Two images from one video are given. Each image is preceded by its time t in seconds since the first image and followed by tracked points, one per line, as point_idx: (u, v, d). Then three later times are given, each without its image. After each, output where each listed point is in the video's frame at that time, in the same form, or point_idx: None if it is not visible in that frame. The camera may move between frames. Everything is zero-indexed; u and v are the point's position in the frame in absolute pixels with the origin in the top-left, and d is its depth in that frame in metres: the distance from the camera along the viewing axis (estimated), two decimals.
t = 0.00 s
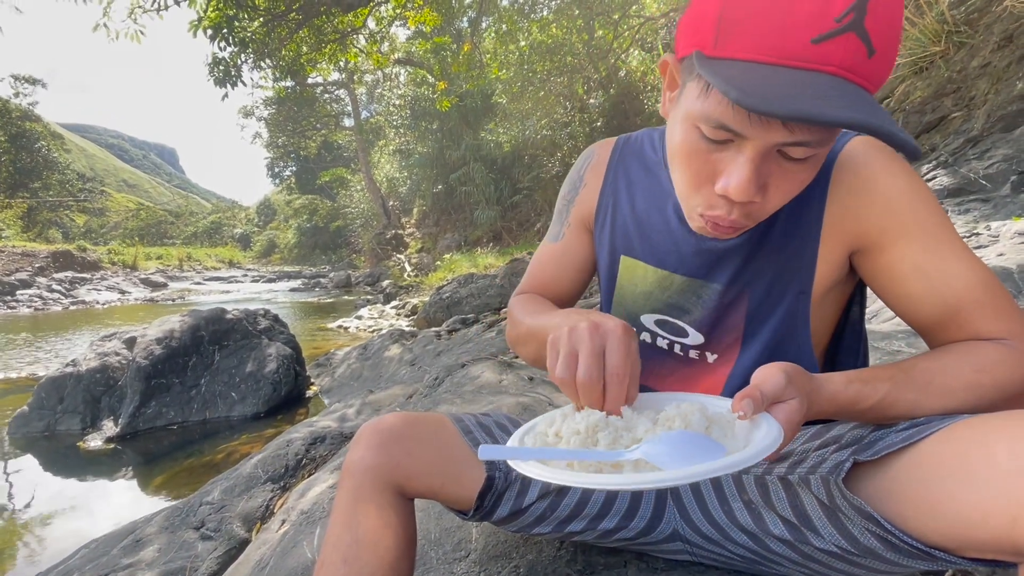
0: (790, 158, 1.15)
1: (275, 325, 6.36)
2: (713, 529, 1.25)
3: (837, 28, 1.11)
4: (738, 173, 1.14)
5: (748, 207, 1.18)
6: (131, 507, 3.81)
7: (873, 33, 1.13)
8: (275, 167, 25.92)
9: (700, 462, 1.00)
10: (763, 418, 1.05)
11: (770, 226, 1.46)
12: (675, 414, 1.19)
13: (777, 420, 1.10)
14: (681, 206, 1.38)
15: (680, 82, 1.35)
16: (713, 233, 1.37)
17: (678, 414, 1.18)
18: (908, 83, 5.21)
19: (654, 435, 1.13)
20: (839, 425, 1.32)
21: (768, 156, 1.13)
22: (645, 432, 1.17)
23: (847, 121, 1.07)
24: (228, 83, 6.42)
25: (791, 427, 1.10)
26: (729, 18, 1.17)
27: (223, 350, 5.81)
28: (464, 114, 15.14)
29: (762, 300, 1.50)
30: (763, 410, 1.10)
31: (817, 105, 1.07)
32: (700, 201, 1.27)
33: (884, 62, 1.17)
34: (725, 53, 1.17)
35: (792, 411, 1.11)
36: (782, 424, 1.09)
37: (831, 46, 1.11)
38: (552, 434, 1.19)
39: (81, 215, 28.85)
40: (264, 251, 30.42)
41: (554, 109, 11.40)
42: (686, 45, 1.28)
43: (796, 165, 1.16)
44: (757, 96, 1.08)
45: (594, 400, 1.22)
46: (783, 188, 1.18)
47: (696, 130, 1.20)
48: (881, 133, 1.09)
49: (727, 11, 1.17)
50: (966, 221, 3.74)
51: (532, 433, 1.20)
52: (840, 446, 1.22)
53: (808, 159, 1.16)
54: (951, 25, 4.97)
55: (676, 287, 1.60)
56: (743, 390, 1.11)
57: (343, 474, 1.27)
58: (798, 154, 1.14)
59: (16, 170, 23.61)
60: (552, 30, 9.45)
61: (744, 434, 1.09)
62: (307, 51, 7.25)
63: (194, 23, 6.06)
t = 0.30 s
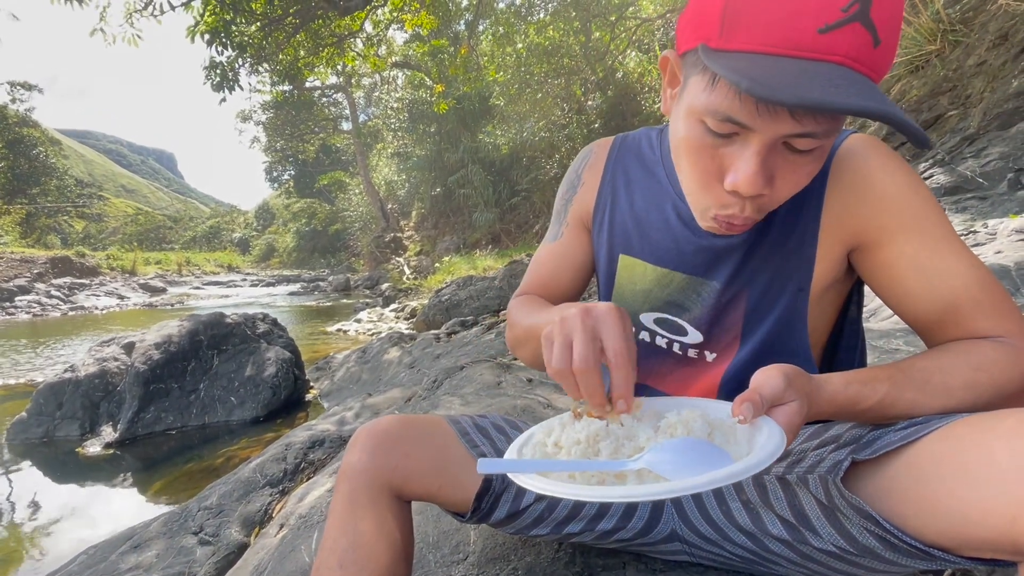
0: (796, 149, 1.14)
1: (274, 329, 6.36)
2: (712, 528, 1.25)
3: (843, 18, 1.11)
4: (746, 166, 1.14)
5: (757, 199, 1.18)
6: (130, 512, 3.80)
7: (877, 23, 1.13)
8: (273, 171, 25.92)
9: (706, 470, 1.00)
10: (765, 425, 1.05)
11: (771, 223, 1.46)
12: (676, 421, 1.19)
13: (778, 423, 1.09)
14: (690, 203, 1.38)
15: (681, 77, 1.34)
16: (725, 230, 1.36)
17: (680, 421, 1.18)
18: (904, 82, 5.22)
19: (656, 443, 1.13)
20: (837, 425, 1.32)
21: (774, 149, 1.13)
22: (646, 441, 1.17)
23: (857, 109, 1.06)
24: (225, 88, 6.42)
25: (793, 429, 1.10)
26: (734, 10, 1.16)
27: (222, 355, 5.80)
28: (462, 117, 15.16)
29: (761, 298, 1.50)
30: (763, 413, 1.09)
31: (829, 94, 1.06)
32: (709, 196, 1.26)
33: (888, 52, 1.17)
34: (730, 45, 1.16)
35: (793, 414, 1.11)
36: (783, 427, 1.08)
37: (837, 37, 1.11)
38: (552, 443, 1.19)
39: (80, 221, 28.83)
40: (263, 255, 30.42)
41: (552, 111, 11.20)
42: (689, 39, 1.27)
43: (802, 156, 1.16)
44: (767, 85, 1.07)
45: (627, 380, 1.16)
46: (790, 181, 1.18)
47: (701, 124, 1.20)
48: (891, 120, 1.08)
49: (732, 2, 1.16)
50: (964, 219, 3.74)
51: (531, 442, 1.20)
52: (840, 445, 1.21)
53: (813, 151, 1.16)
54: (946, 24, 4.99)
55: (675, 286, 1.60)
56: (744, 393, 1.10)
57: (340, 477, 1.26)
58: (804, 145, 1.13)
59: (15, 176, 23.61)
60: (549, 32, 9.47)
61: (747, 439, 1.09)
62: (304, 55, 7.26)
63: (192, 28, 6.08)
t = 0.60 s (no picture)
0: (795, 153, 1.14)
1: (272, 335, 6.35)
2: (715, 534, 1.23)
3: (841, 21, 1.11)
4: (745, 170, 1.13)
5: (755, 203, 1.17)
6: (129, 520, 3.78)
7: (876, 26, 1.13)
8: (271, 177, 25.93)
9: (714, 490, 0.99)
10: (771, 437, 1.04)
11: (770, 225, 1.45)
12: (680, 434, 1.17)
13: (782, 434, 1.08)
14: (686, 207, 1.37)
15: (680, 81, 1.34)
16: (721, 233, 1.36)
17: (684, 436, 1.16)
18: (900, 82, 5.23)
19: (661, 462, 1.11)
20: (840, 429, 1.31)
21: (773, 153, 1.12)
22: (651, 458, 1.15)
23: (857, 112, 1.06)
24: (223, 94, 6.44)
25: (796, 439, 1.09)
26: (732, 13, 1.15)
27: (221, 360, 5.79)
28: (460, 121, 15.19)
29: (761, 301, 1.49)
30: (767, 424, 1.08)
31: (829, 98, 1.06)
32: (706, 199, 1.26)
33: (885, 55, 1.17)
34: (728, 49, 1.16)
35: (796, 423, 1.10)
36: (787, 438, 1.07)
37: (837, 40, 1.10)
38: (554, 462, 1.16)
39: (78, 227, 28.82)
40: (262, 261, 30.40)
41: (549, 113, 11.32)
42: (687, 43, 1.27)
43: (800, 159, 1.16)
44: (767, 89, 1.07)
45: (666, 396, 1.19)
46: (789, 185, 1.18)
47: (700, 128, 1.19)
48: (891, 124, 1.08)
49: (730, 5, 1.15)
50: (962, 219, 3.74)
51: (533, 462, 1.17)
52: (843, 449, 1.21)
53: (812, 155, 1.16)
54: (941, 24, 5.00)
55: (675, 289, 1.59)
56: (748, 403, 1.09)
57: (339, 484, 1.25)
58: (803, 149, 1.13)
59: (13, 183, 23.62)
60: (546, 35, 9.58)
61: (753, 454, 1.07)
62: (302, 61, 7.27)
63: (190, 35, 6.13)
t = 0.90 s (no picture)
0: (793, 172, 1.15)
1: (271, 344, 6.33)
2: (716, 548, 1.23)
3: (839, 44, 1.12)
4: (743, 190, 1.14)
5: (753, 223, 1.18)
6: (128, 532, 3.76)
7: (873, 48, 1.14)
8: (270, 185, 25.97)
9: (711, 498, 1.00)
10: (768, 451, 1.04)
11: (767, 240, 1.46)
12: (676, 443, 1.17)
13: (780, 449, 1.09)
14: (682, 223, 1.38)
15: (677, 100, 1.35)
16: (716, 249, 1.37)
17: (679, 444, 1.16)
18: (896, 89, 5.25)
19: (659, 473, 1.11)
20: (841, 443, 1.32)
21: (771, 172, 1.13)
22: (648, 470, 1.15)
23: (857, 136, 1.07)
24: (221, 104, 6.44)
25: (795, 455, 1.09)
26: (730, 36, 1.17)
27: (221, 370, 5.77)
28: (458, 128, 15.22)
29: (759, 315, 1.50)
30: (765, 439, 1.08)
31: (830, 123, 1.07)
32: (703, 217, 1.26)
33: (882, 76, 1.18)
34: (727, 71, 1.17)
35: (795, 439, 1.10)
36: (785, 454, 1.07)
37: (834, 63, 1.12)
38: (555, 481, 1.17)
39: (77, 237, 28.83)
40: (260, 268, 30.40)
41: (547, 121, 11.37)
42: (685, 63, 1.28)
43: (798, 180, 1.17)
44: (767, 112, 1.08)
45: (678, 420, 1.19)
46: (787, 203, 1.19)
47: (697, 148, 1.20)
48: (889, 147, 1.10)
49: (728, 28, 1.17)
50: (959, 225, 3.75)
51: (535, 483, 1.18)
52: (843, 464, 1.21)
53: (810, 174, 1.17)
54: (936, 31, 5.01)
55: (674, 303, 1.60)
56: (746, 419, 1.09)
57: (341, 499, 1.25)
58: (801, 169, 1.14)
59: (12, 193, 23.64)
60: (544, 43, 9.24)
61: (750, 465, 1.08)
62: (300, 69, 7.27)
63: (189, 45, 6.14)
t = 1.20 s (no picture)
0: (799, 169, 1.15)
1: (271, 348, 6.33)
2: (717, 546, 1.23)
3: (846, 39, 1.13)
4: (750, 187, 1.14)
5: (759, 220, 1.18)
6: (128, 537, 3.76)
7: (878, 43, 1.16)
8: (270, 190, 25.99)
9: (705, 500, 1.00)
10: (767, 450, 1.04)
11: (765, 238, 1.46)
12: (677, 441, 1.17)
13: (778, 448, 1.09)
14: (685, 222, 1.37)
15: (678, 99, 1.35)
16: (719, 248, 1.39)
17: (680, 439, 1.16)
18: (893, 89, 5.26)
19: (655, 469, 1.10)
20: (841, 441, 1.32)
21: (776, 170, 1.14)
22: (646, 464, 1.14)
23: (867, 129, 1.08)
24: (220, 108, 6.45)
25: (793, 453, 1.09)
26: (737, 31, 1.17)
27: (221, 375, 5.77)
28: (457, 132, 15.24)
29: (758, 315, 1.50)
30: (764, 438, 1.09)
31: (840, 116, 1.08)
32: (707, 215, 1.26)
33: (886, 71, 1.19)
34: (734, 67, 1.17)
35: (793, 438, 1.10)
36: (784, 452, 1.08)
37: (842, 57, 1.12)
38: (552, 465, 1.17)
39: (77, 243, 28.85)
40: (260, 273, 30.40)
41: (545, 123, 11.44)
42: (687, 62, 1.28)
43: (805, 176, 1.17)
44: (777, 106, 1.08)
45: (693, 418, 1.19)
46: (792, 202, 1.19)
47: (702, 145, 1.21)
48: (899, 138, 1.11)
49: (735, 23, 1.17)
50: (958, 224, 3.75)
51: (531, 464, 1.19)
52: (843, 461, 1.21)
53: (814, 171, 1.18)
54: (933, 31, 5.00)
55: (673, 303, 1.60)
56: (746, 419, 1.10)
57: (341, 500, 1.25)
58: (807, 166, 1.15)
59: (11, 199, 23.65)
60: (541, 46, 9.26)
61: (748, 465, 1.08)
62: (299, 74, 7.28)
63: (187, 50, 6.17)
